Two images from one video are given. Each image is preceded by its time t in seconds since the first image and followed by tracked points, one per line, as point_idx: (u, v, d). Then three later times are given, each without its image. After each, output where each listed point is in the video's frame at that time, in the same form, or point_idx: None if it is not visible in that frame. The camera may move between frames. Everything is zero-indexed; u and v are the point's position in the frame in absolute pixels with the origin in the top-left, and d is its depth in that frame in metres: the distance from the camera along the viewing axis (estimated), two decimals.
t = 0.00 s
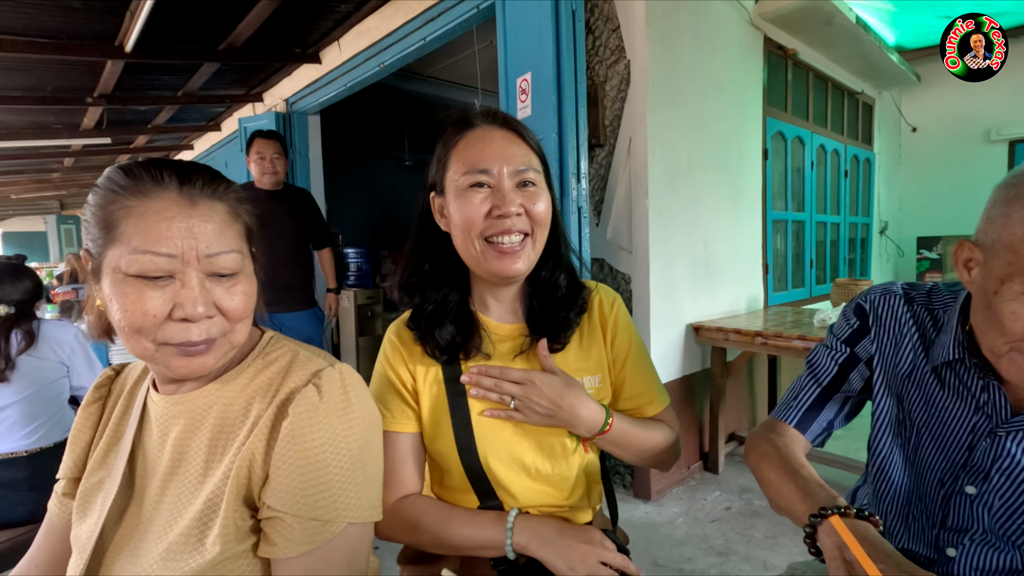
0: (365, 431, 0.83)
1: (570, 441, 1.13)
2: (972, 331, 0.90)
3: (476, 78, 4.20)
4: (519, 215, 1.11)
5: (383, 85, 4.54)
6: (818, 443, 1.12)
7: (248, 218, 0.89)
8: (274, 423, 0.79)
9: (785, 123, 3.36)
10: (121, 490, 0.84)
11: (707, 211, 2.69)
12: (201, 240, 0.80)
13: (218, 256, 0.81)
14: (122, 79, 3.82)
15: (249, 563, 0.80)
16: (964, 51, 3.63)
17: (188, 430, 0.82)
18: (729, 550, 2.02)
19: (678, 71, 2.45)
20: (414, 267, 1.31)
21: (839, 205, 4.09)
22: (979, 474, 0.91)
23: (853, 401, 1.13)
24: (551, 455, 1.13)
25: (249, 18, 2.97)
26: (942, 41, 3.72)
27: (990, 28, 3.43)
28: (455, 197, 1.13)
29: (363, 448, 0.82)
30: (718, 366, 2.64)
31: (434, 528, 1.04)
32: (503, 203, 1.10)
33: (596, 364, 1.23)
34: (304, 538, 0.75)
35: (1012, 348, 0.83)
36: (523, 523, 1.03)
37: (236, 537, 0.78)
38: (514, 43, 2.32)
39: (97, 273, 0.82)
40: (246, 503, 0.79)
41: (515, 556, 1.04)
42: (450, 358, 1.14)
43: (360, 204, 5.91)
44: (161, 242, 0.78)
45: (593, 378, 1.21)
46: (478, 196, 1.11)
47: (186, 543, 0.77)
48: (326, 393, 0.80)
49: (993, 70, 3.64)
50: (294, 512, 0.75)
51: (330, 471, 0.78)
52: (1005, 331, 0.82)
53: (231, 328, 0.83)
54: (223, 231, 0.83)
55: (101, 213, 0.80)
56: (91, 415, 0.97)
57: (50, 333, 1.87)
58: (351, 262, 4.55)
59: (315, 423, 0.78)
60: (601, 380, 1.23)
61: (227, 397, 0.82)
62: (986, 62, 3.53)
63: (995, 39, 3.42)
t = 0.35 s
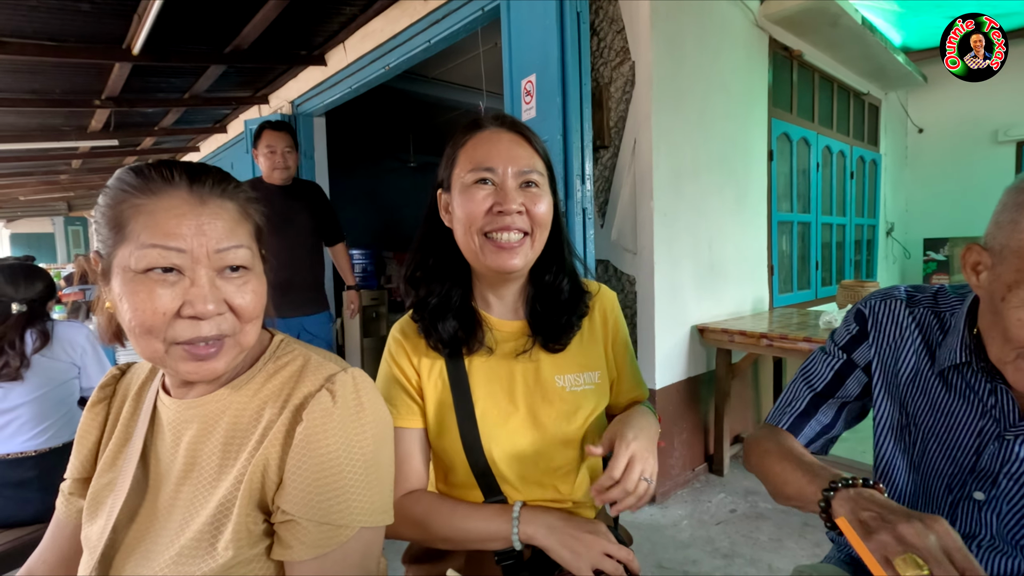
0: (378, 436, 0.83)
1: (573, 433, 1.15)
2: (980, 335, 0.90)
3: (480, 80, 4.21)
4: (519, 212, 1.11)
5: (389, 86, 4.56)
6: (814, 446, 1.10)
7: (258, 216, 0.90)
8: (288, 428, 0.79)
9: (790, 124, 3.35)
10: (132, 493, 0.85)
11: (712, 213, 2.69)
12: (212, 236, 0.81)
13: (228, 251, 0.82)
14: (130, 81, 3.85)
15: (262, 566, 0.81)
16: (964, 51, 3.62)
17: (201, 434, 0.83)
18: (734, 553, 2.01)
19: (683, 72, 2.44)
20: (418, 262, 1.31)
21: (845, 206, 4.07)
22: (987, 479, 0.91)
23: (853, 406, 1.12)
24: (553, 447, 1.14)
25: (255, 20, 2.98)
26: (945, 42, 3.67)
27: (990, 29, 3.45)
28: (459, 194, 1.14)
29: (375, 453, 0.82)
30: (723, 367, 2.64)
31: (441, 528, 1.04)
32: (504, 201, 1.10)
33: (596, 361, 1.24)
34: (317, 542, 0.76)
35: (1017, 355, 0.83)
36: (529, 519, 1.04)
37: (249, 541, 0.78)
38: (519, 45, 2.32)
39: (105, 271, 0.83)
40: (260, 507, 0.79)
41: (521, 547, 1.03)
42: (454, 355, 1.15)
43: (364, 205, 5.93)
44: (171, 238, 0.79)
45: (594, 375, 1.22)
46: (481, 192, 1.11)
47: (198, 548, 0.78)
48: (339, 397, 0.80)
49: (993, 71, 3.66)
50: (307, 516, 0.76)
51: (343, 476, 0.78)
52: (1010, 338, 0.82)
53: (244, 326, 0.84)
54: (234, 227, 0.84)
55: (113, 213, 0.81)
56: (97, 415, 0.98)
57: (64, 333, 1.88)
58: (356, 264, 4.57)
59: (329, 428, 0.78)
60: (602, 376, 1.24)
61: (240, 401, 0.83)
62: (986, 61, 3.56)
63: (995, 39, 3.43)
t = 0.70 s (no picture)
0: (382, 441, 0.83)
1: (575, 429, 1.16)
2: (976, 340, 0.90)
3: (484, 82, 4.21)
4: (516, 210, 1.11)
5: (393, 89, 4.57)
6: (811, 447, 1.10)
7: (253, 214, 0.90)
8: (293, 433, 0.80)
9: (795, 126, 3.35)
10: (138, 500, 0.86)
11: (716, 214, 2.68)
12: (189, 226, 0.81)
13: (210, 242, 0.82)
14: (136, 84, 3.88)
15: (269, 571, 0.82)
16: (963, 52, 3.56)
17: (207, 438, 0.84)
18: (738, 555, 2.01)
19: (686, 74, 2.44)
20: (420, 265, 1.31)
21: (850, 208, 4.06)
22: (987, 486, 0.91)
23: (859, 410, 1.11)
24: (556, 443, 1.14)
25: (260, 24, 3.00)
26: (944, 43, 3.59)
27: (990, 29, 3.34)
28: (458, 195, 1.14)
29: (380, 459, 0.82)
30: (728, 369, 2.64)
31: (444, 529, 1.05)
32: (502, 199, 1.11)
33: (596, 359, 1.25)
34: (320, 547, 0.77)
35: (1007, 361, 0.82)
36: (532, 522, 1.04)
37: (256, 546, 0.79)
38: (523, 48, 2.33)
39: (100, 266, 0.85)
40: (266, 513, 0.80)
41: (524, 548, 1.04)
42: (458, 354, 1.15)
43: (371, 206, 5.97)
44: (152, 226, 0.80)
45: (593, 372, 1.23)
46: (479, 192, 1.12)
47: (205, 553, 0.79)
48: (344, 403, 0.81)
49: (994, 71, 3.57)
50: (310, 522, 0.76)
51: (348, 482, 0.79)
52: (1000, 346, 0.82)
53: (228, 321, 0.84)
54: (218, 219, 0.83)
55: (108, 203, 0.84)
56: (104, 420, 0.98)
57: (78, 338, 1.89)
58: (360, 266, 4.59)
59: (333, 434, 0.78)
60: (601, 373, 1.25)
61: (246, 405, 0.84)
62: (986, 62, 3.48)
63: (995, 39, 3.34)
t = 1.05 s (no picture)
0: (386, 446, 0.83)
1: (575, 427, 1.16)
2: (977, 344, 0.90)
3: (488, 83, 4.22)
4: (521, 224, 1.11)
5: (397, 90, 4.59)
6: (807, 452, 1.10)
7: (254, 209, 0.91)
8: (297, 437, 0.80)
9: (799, 126, 3.34)
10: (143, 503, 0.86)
11: (720, 215, 2.68)
12: (171, 211, 0.83)
13: (189, 226, 0.83)
14: (142, 86, 3.90)
15: None
16: (963, 52, 3.60)
17: (212, 441, 0.84)
18: (743, 557, 2.00)
19: (691, 75, 2.44)
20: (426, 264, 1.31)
21: (855, 208, 4.05)
22: (990, 491, 0.90)
23: (860, 415, 1.11)
24: (558, 439, 1.15)
25: (265, 25, 3.01)
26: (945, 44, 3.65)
27: (989, 29, 3.43)
28: (463, 205, 1.15)
29: (385, 464, 0.83)
30: (732, 371, 2.63)
31: (448, 531, 1.05)
32: (507, 213, 1.10)
33: (596, 356, 1.25)
34: (324, 552, 0.77)
35: (1006, 368, 0.82)
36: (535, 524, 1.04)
37: (261, 552, 0.80)
38: (526, 49, 2.33)
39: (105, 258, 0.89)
40: (270, 518, 0.81)
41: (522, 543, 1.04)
42: (461, 351, 1.15)
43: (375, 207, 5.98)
44: (137, 211, 0.82)
45: (594, 369, 1.23)
46: (483, 205, 1.12)
47: (211, 558, 0.79)
48: (348, 408, 0.81)
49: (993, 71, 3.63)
50: (314, 526, 0.77)
51: (352, 487, 0.79)
52: (999, 352, 0.81)
53: (210, 309, 0.82)
54: (200, 205, 0.84)
55: (114, 196, 0.89)
56: (110, 419, 0.99)
57: (94, 342, 1.91)
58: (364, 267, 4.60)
59: (337, 439, 0.79)
60: (601, 369, 1.24)
61: (252, 409, 0.84)
62: (986, 62, 3.55)
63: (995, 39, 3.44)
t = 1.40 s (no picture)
0: (389, 444, 0.83)
1: (565, 419, 1.17)
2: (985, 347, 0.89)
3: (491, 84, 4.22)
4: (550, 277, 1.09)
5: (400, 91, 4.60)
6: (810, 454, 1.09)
7: (260, 208, 0.91)
8: (300, 434, 0.80)
9: (803, 126, 3.33)
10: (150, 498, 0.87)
11: (723, 215, 2.67)
12: (172, 205, 0.84)
13: (189, 218, 0.83)
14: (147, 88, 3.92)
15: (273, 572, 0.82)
16: (964, 52, 3.58)
17: (217, 437, 0.84)
18: (746, 559, 2.00)
19: (694, 76, 2.44)
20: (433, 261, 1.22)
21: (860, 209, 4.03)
22: (996, 494, 0.90)
23: (863, 418, 1.10)
24: (551, 430, 1.15)
25: (269, 27, 3.02)
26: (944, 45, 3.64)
27: (989, 29, 3.44)
28: (491, 244, 1.08)
29: (387, 461, 0.83)
30: (735, 372, 2.62)
31: (452, 529, 1.05)
32: (540, 266, 1.07)
33: (592, 353, 1.25)
34: (327, 549, 0.77)
35: (1015, 375, 0.82)
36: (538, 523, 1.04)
37: (264, 547, 0.80)
38: (529, 50, 2.33)
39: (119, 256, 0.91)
40: (273, 514, 0.81)
41: (491, 546, 1.04)
42: (460, 358, 1.12)
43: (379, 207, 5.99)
44: (143, 206, 0.84)
45: (590, 365, 1.23)
46: (514, 254, 1.06)
47: (213, 553, 0.79)
48: (351, 405, 0.81)
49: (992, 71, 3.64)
50: (317, 523, 0.77)
51: (355, 485, 0.79)
52: (1008, 359, 0.81)
53: (209, 300, 0.81)
54: (199, 198, 0.85)
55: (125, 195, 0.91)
56: (121, 416, 0.99)
57: (103, 341, 1.92)
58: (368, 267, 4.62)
59: (340, 436, 0.79)
60: (596, 365, 1.25)
61: (257, 404, 0.84)
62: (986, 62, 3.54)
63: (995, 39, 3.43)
